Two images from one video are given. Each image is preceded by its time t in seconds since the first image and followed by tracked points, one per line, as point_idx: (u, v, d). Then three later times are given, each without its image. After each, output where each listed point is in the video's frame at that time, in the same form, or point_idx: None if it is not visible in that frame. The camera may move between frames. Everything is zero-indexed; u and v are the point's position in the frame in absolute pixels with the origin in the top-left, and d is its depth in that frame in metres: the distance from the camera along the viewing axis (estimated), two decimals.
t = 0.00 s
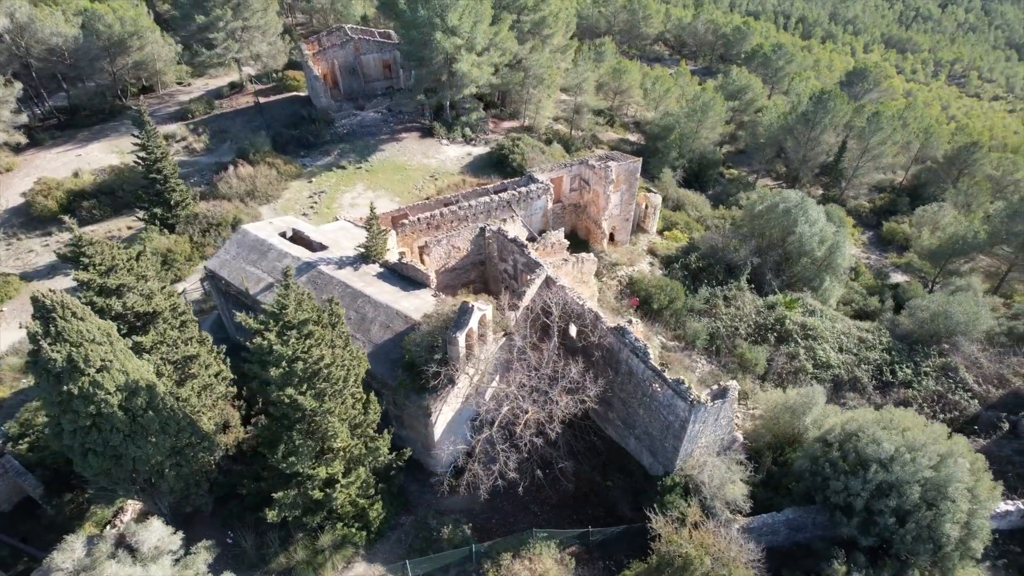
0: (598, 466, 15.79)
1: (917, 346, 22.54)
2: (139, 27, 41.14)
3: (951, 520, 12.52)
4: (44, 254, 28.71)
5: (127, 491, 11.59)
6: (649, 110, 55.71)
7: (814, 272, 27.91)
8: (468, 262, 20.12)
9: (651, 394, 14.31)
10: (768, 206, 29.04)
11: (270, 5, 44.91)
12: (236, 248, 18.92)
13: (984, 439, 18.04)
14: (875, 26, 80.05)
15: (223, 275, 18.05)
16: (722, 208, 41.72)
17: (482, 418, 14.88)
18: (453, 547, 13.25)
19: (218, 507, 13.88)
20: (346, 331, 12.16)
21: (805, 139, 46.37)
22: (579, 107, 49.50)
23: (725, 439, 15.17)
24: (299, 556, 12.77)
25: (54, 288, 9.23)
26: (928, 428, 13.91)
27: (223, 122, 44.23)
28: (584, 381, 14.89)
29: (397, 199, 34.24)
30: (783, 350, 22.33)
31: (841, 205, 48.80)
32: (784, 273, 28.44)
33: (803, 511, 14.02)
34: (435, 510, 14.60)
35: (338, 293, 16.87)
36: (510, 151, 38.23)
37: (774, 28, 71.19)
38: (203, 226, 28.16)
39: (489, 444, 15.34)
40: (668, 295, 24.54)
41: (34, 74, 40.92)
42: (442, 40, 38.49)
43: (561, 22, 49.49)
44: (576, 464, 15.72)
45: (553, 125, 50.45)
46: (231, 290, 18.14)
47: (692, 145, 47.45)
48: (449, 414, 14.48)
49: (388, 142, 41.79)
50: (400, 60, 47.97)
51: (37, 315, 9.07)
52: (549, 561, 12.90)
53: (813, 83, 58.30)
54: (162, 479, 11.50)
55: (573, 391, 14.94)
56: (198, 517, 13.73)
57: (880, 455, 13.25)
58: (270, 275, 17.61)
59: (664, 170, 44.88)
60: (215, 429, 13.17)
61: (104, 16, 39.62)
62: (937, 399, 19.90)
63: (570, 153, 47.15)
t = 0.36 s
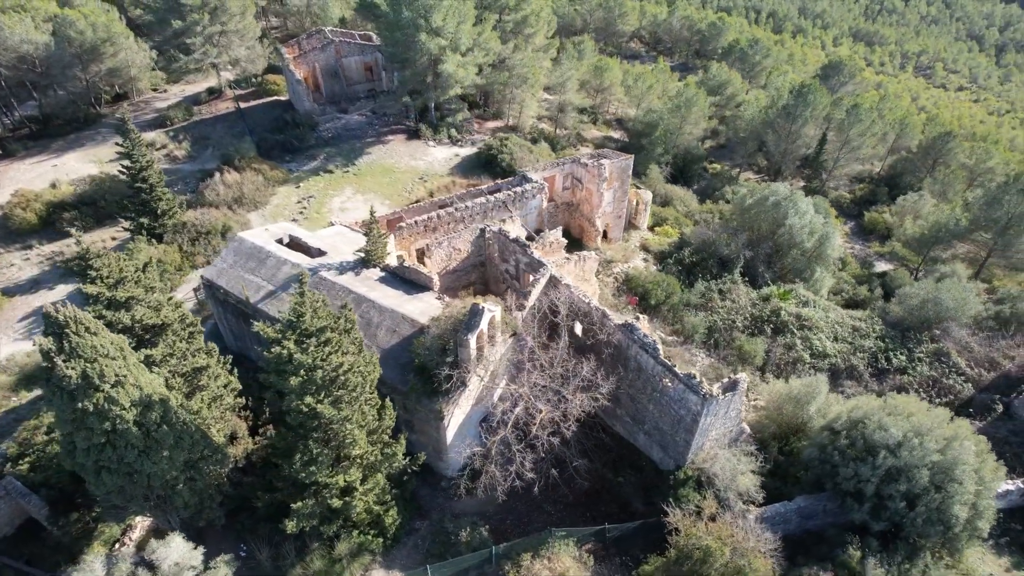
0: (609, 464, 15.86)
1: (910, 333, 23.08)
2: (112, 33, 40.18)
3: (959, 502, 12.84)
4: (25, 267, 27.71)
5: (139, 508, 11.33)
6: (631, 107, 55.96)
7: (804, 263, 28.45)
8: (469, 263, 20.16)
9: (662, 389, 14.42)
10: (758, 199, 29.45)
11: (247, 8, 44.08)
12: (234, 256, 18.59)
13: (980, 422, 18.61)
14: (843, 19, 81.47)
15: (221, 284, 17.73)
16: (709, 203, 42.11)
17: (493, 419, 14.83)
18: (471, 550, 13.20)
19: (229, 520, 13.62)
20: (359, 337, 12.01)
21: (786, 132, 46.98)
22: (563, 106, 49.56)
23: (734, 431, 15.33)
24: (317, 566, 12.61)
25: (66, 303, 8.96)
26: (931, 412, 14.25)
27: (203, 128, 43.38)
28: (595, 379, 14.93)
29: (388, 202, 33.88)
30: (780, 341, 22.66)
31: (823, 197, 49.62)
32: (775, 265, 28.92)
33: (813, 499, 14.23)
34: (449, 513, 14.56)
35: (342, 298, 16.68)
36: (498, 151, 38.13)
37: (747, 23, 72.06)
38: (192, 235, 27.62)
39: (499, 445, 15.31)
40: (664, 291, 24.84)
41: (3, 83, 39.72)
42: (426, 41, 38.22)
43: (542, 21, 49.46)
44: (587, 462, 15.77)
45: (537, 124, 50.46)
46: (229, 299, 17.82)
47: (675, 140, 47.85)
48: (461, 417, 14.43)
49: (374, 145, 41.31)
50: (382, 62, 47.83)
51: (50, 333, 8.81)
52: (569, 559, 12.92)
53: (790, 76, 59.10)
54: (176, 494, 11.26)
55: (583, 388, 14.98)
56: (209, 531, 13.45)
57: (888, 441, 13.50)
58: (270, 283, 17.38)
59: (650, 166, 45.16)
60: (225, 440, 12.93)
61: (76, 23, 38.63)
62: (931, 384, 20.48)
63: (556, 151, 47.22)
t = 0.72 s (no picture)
0: (619, 461, 15.94)
1: (902, 320, 23.61)
2: (84, 39, 39.12)
3: (966, 483, 13.18)
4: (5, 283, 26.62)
5: (153, 525, 11.06)
6: (614, 105, 56.15)
7: (795, 255, 29.01)
8: (469, 264, 20.00)
9: (672, 384, 14.51)
10: (748, 193, 29.94)
11: (225, 12, 43.23)
12: (231, 264, 18.28)
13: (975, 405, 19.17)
14: (812, 14, 82.78)
15: (220, 293, 17.44)
16: (696, 198, 42.46)
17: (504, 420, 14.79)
18: (490, 552, 13.14)
19: (241, 533, 13.37)
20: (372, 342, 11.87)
21: (767, 127, 47.56)
22: (547, 105, 49.58)
23: (742, 423, 15.48)
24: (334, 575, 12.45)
25: (80, 318, 8.74)
26: (934, 396, 14.61)
27: (182, 135, 42.47)
28: (606, 377, 15.00)
29: (378, 206, 33.44)
30: (777, 333, 22.98)
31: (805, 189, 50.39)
32: (766, 258, 29.39)
33: (823, 487, 14.45)
34: (463, 516, 14.49)
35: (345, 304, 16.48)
36: (487, 152, 37.93)
37: (721, 19, 72.81)
38: (181, 244, 27.01)
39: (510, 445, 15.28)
40: (660, 286, 25.08)
41: None
42: (411, 43, 37.93)
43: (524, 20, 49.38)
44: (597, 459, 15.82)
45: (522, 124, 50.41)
46: (229, 308, 17.53)
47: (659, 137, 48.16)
48: (473, 418, 14.39)
49: (360, 149, 40.69)
50: (363, 64, 47.59)
51: (65, 349, 8.59)
52: (588, 557, 12.97)
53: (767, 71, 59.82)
54: (191, 508, 11.03)
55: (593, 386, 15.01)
56: (221, 545, 13.19)
57: (895, 427, 13.78)
58: (271, 290, 17.14)
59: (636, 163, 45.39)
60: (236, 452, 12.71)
61: (46, 30, 37.58)
62: (926, 369, 21.04)
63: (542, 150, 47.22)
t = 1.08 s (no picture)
0: (629, 457, 16.03)
1: (893, 309, 24.16)
2: (55, 47, 38.06)
3: (972, 465, 13.52)
4: None
5: (169, 542, 10.82)
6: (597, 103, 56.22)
7: (785, 248, 29.59)
8: (469, 266, 20.17)
9: (682, 378, 14.64)
10: (737, 187, 30.40)
11: (202, 17, 42.30)
12: (229, 273, 17.99)
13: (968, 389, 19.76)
14: (782, 10, 83.92)
15: (220, 303, 17.19)
16: (683, 194, 42.79)
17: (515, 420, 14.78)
18: (509, 554, 13.12)
19: (254, 545, 13.15)
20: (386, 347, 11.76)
21: (748, 121, 48.10)
22: (532, 104, 49.58)
23: (750, 415, 15.66)
24: None
25: (96, 333, 8.53)
26: (936, 381, 14.98)
27: (161, 142, 41.52)
28: (615, 374, 15.08)
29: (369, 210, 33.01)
30: (773, 324, 23.32)
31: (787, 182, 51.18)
32: (757, 251, 29.87)
33: (831, 475, 14.70)
34: (478, 519, 14.44)
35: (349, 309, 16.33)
36: (475, 153, 37.76)
37: (695, 16, 73.46)
38: (170, 254, 26.40)
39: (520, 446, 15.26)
40: (657, 282, 25.27)
41: None
42: (396, 45, 37.57)
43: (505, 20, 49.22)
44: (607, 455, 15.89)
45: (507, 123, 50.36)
46: (229, 317, 17.27)
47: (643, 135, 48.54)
48: (484, 420, 14.36)
49: (347, 153, 39.96)
50: (345, 68, 47.15)
51: (81, 366, 8.37)
52: (606, 554, 13.03)
53: (745, 67, 60.52)
54: (209, 523, 10.81)
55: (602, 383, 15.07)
56: (234, 559, 12.96)
57: (900, 413, 14.07)
58: (273, 298, 16.93)
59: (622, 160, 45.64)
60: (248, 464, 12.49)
61: (16, 38, 36.45)
62: (920, 355, 21.61)
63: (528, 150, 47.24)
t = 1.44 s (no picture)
0: (639, 453, 16.13)
1: (884, 297, 24.72)
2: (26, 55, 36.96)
3: (974, 447, 13.91)
4: None
5: (187, 558, 10.61)
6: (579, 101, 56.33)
7: (775, 241, 30.14)
8: (469, 269, 20.28)
9: (691, 373, 14.77)
10: (726, 182, 30.77)
11: (178, 21, 41.17)
12: (227, 281, 17.65)
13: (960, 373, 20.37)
14: (754, 5, 84.95)
15: (219, 312, 16.88)
16: (669, 190, 43.13)
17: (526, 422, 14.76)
18: (528, 554, 13.12)
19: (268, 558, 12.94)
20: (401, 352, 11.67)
21: (730, 116, 48.61)
22: (516, 104, 49.51)
23: (756, 407, 15.85)
24: None
25: (115, 348, 8.34)
26: (935, 367, 15.38)
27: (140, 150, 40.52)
28: (625, 371, 15.17)
29: (359, 215, 32.66)
30: (769, 316, 23.68)
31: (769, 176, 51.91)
32: (748, 245, 30.34)
33: (838, 463, 14.95)
34: (492, 521, 14.38)
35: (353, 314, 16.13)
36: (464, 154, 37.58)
37: (670, 13, 74.01)
38: (160, 264, 25.69)
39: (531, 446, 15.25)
40: (652, 278, 25.50)
41: None
42: (381, 47, 37.16)
43: (487, 21, 49.21)
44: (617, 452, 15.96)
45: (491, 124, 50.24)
46: (230, 327, 16.98)
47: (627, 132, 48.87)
48: (497, 421, 14.34)
49: (332, 156, 39.34)
50: (327, 71, 46.68)
51: (100, 382, 8.15)
52: (624, 551, 13.08)
53: (723, 62, 61.13)
54: (228, 537, 10.62)
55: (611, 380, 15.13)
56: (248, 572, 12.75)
57: (904, 400, 14.39)
58: (274, 306, 16.69)
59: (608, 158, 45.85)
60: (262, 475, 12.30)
61: None
62: (913, 342, 22.27)
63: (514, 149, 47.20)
